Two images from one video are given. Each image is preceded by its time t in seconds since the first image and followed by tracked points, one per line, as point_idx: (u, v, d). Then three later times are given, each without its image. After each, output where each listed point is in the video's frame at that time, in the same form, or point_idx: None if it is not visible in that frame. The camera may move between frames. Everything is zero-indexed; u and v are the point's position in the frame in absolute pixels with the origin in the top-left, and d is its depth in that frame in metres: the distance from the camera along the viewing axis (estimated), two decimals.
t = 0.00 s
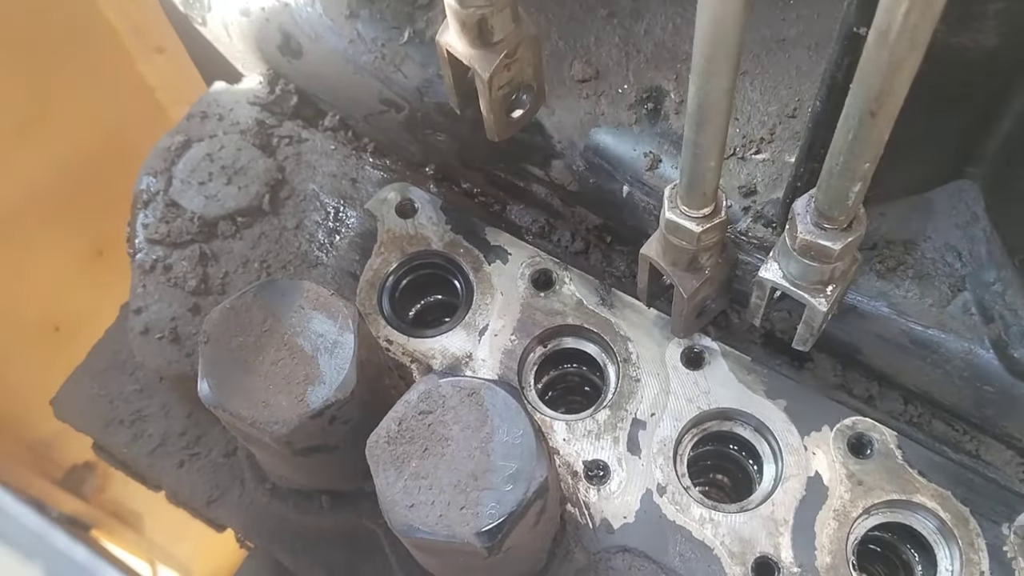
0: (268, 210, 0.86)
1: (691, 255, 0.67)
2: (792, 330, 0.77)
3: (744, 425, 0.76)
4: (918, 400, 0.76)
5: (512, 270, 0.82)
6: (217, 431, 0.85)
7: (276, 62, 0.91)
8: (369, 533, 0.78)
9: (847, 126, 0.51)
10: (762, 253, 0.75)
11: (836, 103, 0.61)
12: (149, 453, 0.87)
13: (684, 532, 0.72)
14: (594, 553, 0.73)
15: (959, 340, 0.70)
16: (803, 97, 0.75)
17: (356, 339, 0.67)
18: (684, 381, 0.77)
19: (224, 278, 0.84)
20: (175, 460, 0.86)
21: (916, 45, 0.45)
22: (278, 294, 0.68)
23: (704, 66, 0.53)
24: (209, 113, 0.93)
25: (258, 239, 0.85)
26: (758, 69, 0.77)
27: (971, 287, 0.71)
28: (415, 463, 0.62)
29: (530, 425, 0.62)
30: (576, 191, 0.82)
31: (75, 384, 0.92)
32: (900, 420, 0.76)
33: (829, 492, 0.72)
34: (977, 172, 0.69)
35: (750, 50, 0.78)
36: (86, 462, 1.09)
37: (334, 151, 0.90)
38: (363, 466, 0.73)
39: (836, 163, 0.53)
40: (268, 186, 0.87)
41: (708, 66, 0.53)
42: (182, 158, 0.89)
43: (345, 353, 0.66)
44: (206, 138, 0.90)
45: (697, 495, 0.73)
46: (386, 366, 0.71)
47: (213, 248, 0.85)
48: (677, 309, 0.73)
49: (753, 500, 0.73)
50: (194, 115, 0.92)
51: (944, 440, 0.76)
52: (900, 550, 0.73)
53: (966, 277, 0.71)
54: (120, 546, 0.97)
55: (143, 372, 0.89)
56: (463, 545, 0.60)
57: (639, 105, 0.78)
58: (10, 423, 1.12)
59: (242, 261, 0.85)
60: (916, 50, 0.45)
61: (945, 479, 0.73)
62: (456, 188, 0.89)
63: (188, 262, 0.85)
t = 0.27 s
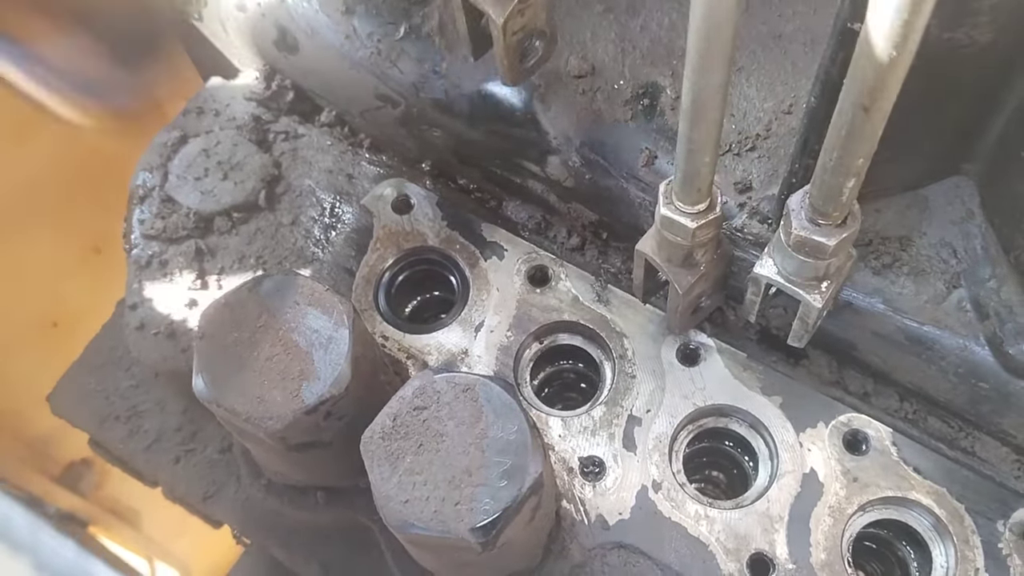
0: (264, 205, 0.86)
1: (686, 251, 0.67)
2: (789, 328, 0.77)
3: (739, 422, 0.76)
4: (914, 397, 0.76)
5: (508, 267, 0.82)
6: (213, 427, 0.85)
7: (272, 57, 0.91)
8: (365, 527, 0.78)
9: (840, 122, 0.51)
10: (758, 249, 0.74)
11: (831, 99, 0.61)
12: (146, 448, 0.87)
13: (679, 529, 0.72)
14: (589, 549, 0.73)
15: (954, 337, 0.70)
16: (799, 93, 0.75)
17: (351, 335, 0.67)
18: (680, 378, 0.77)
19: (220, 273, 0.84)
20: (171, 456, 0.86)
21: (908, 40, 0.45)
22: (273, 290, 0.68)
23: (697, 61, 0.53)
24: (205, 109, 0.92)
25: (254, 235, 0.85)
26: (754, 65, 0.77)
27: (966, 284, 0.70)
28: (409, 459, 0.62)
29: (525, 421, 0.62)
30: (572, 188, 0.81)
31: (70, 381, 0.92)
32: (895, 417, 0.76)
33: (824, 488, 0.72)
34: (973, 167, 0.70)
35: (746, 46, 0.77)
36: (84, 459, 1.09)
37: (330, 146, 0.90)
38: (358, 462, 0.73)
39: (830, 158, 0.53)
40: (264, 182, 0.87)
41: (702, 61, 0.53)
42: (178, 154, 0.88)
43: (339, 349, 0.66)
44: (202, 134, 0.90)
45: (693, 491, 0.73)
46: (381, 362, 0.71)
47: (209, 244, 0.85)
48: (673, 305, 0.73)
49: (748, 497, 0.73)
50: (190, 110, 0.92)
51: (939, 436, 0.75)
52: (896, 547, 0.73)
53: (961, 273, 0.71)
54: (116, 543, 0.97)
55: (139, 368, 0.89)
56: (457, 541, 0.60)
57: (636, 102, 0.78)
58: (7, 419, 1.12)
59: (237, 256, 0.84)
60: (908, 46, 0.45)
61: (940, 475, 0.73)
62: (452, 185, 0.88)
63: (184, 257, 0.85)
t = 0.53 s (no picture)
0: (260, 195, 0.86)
1: (683, 238, 0.67)
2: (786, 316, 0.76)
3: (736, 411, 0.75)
4: (911, 385, 0.75)
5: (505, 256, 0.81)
6: (209, 416, 0.85)
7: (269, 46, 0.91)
8: (361, 516, 0.78)
9: (837, 108, 0.51)
10: (755, 237, 0.73)
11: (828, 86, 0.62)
12: (141, 438, 0.86)
13: (676, 517, 0.72)
14: (586, 538, 0.73)
15: (952, 325, 0.69)
16: (797, 82, 0.75)
17: (345, 322, 0.67)
18: (676, 367, 0.76)
19: (216, 263, 0.84)
20: (167, 446, 0.85)
21: (904, 22, 0.44)
22: (267, 277, 0.68)
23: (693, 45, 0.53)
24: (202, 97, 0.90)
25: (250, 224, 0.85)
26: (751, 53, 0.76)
27: (964, 271, 0.70)
28: (405, 446, 0.62)
29: (522, 408, 0.62)
30: (569, 177, 0.81)
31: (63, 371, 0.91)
32: (892, 406, 0.76)
33: (821, 477, 0.72)
34: (970, 154, 0.71)
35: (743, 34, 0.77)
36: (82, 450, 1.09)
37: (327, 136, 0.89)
38: (353, 451, 0.73)
39: (827, 143, 0.53)
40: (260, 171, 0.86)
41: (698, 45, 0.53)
42: (174, 143, 0.88)
43: (334, 337, 0.66)
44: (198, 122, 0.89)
45: (690, 479, 0.73)
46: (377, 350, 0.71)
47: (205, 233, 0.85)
48: (670, 292, 0.72)
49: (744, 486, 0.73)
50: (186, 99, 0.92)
51: (936, 425, 0.75)
52: (893, 535, 0.73)
53: (959, 261, 0.71)
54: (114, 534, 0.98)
55: (134, 357, 0.88)
56: (453, 528, 0.60)
57: (634, 89, 0.79)
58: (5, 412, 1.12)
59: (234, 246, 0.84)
60: (903, 28, 0.45)
61: (937, 464, 0.72)
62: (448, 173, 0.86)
63: (179, 246, 0.84)
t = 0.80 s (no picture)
0: (246, 188, 0.85)
1: (673, 231, 0.65)
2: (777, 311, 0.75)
3: (727, 406, 0.74)
4: (905, 381, 0.74)
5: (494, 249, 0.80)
6: (195, 413, 0.84)
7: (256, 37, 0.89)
8: (347, 514, 0.77)
9: (826, 95, 0.49)
10: (747, 230, 0.72)
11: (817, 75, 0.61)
12: (127, 434, 0.84)
13: (667, 515, 0.71)
14: (576, 536, 0.72)
15: (947, 319, 0.68)
16: (790, 72, 0.74)
17: (329, 316, 0.65)
18: (668, 362, 0.75)
19: (202, 257, 0.83)
20: (153, 442, 0.84)
21: (895, 4, 0.43)
22: (251, 271, 0.67)
23: (677, 32, 0.51)
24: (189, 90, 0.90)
25: (236, 218, 0.84)
26: (744, 43, 0.75)
27: (960, 264, 0.69)
28: (389, 443, 0.60)
29: (508, 404, 0.61)
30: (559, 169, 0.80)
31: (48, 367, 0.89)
32: (886, 402, 0.74)
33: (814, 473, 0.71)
34: (964, 145, 0.70)
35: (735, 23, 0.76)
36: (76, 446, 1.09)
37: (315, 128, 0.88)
38: (340, 447, 0.72)
39: (817, 132, 0.52)
40: (246, 164, 0.85)
41: (683, 31, 0.51)
42: (159, 136, 0.87)
43: (317, 331, 0.65)
44: (184, 114, 0.87)
45: (681, 476, 0.72)
46: (363, 345, 0.70)
47: (190, 226, 0.84)
48: (661, 286, 0.71)
49: (736, 483, 0.72)
50: (172, 90, 0.90)
51: (932, 421, 0.73)
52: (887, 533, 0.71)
53: (954, 254, 0.69)
54: (111, 534, 0.97)
55: (120, 352, 0.87)
56: (438, 527, 0.59)
57: (625, 79, 0.78)
58: None
59: (219, 239, 0.83)
60: (894, 11, 0.43)
61: (932, 460, 0.71)
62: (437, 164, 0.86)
63: (164, 240, 0.83)
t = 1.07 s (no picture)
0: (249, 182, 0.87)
1: (678, 220, 0.66)
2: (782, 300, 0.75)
3: (732, 396, 0.74)
4: (910, 370, 0.74)
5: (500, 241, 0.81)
6: (200, 405, 0.84)
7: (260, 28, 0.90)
8: (352, 504, 0.77)
9: (832, 83, 0.49)
10: (752, 220, 0.72)
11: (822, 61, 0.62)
12: (133, 426, 0.84)
13: (672, 505, 0.71)
14: (581, 526, 0.72)
15: (951, 309, 0.68)
16: (794, 61, 0.74)
17: (334, 306, 0.66)
18: (672, 352, 0.75)
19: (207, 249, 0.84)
20: (158, 433, 0.84)
21: None
22: (257, 261, 0.66)
23: (685, 21, 0.51)
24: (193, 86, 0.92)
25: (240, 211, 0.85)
26: (748, 32, 0.75)
27: (965, 254, 0.69)
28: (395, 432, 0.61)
29: (514, 394, 0.61)
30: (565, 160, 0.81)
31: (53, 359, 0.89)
32: (889, 391, 0.74)
33: (818, 463, 0.71)
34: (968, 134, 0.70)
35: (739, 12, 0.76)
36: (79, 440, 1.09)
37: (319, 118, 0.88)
38: (345, 437, 0.72)
39: (823, 120, 0.52)
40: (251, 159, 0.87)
41: (688, 21, 0.51)
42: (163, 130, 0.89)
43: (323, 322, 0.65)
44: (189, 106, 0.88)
45: (686, 466, 0.72)
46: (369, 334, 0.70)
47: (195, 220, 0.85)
48: (666, 276, 0.71)
49: (741, 472, 0.72)
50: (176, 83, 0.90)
51: (936, 411, 0.73)
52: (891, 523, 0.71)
53: (959, 244, 0.69)
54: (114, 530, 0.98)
55: (125, 345, 0.87)
56: (445, 515, 0.59)
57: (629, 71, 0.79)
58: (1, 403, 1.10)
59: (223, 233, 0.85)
60: (901, 0, 0.43)
61: (936, 450, 0.71)
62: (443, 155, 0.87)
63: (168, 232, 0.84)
